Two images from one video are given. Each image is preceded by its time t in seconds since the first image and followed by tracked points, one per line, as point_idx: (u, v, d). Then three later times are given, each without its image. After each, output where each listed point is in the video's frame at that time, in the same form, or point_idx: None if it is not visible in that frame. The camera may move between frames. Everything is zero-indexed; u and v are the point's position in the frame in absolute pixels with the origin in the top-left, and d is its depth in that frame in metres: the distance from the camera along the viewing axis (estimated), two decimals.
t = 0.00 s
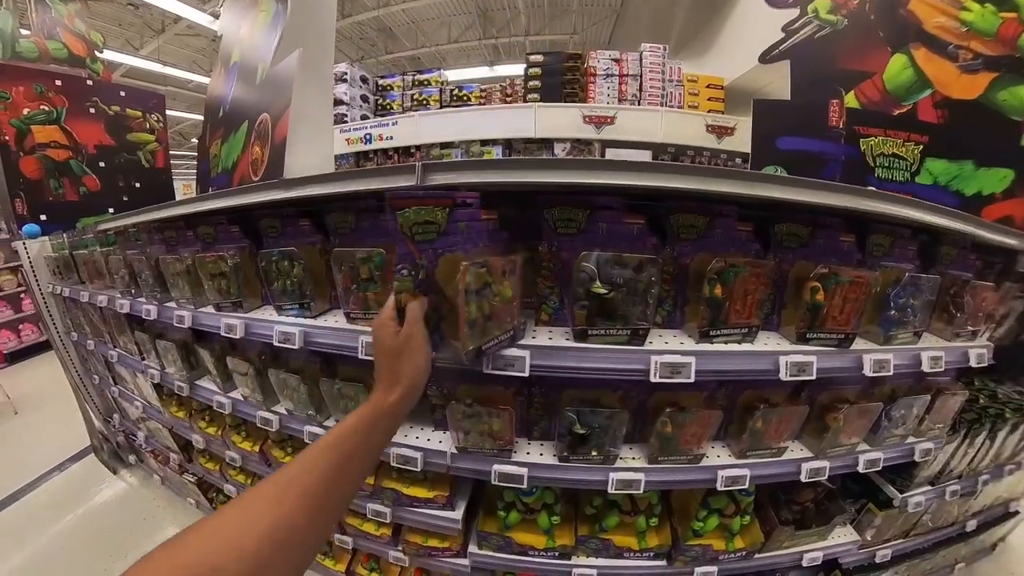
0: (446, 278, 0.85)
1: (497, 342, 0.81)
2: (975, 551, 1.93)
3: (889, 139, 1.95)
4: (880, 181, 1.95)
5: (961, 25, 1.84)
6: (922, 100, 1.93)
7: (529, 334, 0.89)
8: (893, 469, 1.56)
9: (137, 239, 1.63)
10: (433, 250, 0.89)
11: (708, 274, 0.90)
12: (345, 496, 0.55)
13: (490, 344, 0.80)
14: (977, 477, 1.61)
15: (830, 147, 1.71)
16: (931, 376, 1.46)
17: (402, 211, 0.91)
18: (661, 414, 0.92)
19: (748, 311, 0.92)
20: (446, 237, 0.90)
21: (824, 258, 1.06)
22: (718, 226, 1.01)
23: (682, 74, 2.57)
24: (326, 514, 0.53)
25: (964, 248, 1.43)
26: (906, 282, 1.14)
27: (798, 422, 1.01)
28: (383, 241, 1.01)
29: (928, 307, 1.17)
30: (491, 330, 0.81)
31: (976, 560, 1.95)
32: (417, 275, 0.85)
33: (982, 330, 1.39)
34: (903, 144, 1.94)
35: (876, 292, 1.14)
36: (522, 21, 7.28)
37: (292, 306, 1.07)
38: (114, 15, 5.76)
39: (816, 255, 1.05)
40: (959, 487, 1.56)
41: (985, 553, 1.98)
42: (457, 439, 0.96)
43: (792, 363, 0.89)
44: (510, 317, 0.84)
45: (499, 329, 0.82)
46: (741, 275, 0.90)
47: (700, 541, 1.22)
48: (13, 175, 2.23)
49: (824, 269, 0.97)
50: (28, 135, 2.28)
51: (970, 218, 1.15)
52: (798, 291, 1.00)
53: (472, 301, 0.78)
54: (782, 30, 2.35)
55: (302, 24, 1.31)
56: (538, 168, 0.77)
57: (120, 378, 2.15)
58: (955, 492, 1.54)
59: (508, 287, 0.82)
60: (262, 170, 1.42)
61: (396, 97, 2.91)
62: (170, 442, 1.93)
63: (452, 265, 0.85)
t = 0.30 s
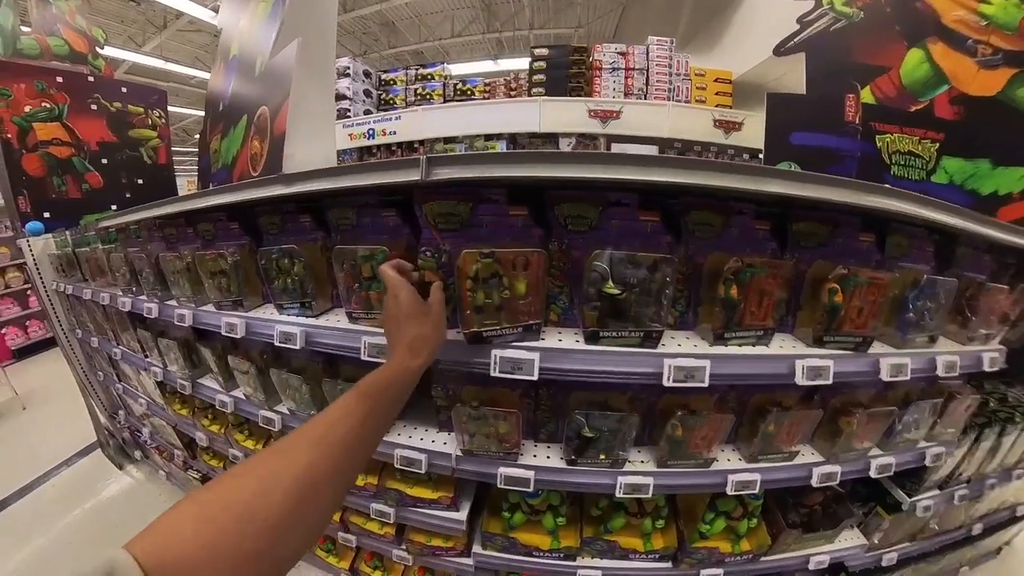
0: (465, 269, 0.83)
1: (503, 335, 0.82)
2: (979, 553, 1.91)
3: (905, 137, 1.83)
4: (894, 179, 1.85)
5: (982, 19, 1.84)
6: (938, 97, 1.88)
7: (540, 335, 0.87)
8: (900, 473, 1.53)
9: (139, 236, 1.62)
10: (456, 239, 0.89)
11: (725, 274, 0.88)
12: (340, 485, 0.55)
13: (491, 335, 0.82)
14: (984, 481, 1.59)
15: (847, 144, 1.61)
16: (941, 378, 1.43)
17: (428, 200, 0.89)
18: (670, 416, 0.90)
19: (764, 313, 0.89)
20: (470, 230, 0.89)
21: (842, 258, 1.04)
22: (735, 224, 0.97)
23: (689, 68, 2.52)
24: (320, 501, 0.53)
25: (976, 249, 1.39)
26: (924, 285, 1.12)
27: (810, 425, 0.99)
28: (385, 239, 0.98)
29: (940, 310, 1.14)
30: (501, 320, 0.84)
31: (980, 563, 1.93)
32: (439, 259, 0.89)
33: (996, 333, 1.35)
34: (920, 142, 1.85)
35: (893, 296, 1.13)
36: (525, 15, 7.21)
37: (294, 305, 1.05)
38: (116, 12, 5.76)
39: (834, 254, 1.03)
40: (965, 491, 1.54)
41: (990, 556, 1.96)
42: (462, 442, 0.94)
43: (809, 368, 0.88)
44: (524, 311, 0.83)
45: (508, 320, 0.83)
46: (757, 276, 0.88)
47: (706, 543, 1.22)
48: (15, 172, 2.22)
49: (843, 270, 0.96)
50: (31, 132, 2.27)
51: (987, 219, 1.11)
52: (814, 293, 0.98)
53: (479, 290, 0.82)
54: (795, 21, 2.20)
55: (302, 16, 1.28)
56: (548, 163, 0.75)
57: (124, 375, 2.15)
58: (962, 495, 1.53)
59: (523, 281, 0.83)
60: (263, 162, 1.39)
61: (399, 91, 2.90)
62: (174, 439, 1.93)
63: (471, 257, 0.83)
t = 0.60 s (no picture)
0: (484, 273, 0.82)
1: (517, 343, 0.80)
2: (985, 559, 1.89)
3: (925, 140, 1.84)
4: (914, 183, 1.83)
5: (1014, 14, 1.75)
6: (962, 99, 1.86)
7: (563, 347, 0.84)
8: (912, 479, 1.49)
9: (137, 237, 1.60)
10: (477, 241, 0.89)
11: (758, 285, 0.86)
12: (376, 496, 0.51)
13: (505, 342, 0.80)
14: (994, 488, 1.56)
15: (870, 146, 1.83)
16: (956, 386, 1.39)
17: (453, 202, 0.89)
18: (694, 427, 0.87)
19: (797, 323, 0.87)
20: (494, 232, 0.88)
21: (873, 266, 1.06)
22: (768, 230, 0.93)
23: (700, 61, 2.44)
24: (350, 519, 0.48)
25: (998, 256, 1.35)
26: (947, 294, 1.10)
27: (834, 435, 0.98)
28: (390, 242, 0.95)
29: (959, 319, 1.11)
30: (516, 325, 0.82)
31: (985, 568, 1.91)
32: (465, 259, 0.90)
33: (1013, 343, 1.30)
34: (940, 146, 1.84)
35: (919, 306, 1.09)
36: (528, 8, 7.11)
37: (298, 311, 1.02)
38: (117, 8, 5.72)
39: (869, 263, 1.05)
40: (975, 498, 1.51)
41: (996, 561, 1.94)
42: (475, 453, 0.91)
43: (841, 381, 0.87)
44: (545, 317, 0.82)
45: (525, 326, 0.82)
46: (793, 285, 0.85)
47: (721, 552, 1.18)
48: (15, 172, 2.17)
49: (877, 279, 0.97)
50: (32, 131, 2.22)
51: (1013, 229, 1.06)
52: (847, 303, 1.00)
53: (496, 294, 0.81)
54: (816, 18, 2.16)
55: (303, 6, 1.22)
56: (559, 165, 0.70)
57: (128, 375, 2.13)
58: (971, 503, 1.50)
59: (544, 287, 0.80)
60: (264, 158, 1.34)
61: (403, 85, 2.84)
62: (178, 441, 1.91)
63: (490, 261, 0.81)
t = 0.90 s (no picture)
0: (521, 268, 0.77)
1: (555, 347, 0.76)
2: (1002, 564, 1.83)
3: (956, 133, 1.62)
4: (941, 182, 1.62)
5: None
6: (999, 92, 1.72)
7: (602, 353, 0.80)
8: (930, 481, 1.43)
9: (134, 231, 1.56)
10: (510, 232, 0.84)
11: (812, 283, 0.86)
12: None
13: (538, 343, 0.76)
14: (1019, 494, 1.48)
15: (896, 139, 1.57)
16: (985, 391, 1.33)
17: (481, 187, 0.84)
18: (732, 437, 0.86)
19: (843, 327, 0.87)
20: (524, 220, 0.84)
21: (909, 264, 1.06)
22: (820, 224, 0.94)
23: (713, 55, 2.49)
24: None
25: None
26: (981, 298, 1.03)
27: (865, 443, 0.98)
28: (399, 236, 0.88)
29: (995, 323, 1.06)
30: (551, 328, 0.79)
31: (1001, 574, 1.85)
32: (489, 253, 0.86)
33: None
34: (971, 141, 1.64)
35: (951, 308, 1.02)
36: None
37: (303, 310, 0.96)
38: (120, 4, 5.67)
39: (908, 264, 1.04)
40: (995, 504, 1.44)
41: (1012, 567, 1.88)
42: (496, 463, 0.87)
43: (886, 387, 0.87)
44: (587, 317, 0.78)
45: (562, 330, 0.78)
46: (846, 284, 0.86)
47: (743, 559, 1.14)
48: (14, 165, 2.15)
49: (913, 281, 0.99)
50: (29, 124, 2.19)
51: None
52: (887, 303, 0.99)
53: (532, 292, 0.77)
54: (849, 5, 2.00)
55: None
56: (591, 139, 0.65)
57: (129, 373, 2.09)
58: (992, 508, 1.43)
59: (586, 285, 0.77)
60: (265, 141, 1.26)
61: (408, 78, 2.79)
62: (181, 441, 1.87)
63: (528, 254, 0.77)
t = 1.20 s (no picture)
0: (635, 280, 0.71)
1: (660, 373, 0.70)
2: None
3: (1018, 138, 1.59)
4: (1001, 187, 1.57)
5: None
6: None
7: (704, 376, 0.77)
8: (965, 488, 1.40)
9: (129, 227, 1.48)
10: (613, 235, 0.79)
11: (909, 300, 0.93)
12: None
13: (641, 369, 0.70)
14: None
15: (955, 141, 1.56)
16: None
17: (588, 179, 0.78)
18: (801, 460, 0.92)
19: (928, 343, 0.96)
20: (626, 220, 0.80)
21: (988, 278, 1.07)
22: (912, 237, 1.02)
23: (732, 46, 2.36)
24: None
25: None
26: None
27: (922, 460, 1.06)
28: (447, 238, 0.80)
29: None
30: (655, 350, 0.73)
31: None
32: (581, 259, 0.80)
33: None
34: None
35: None
36: None
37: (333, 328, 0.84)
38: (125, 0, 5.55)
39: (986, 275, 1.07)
40: None
41: None
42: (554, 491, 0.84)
43: (962, 404, 0.92)
44: (695, 333, 0.76)
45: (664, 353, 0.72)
46: (936, 300, 0.94)
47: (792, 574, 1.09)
48: (9, 159, 2.03)
49: (993, 294, 1.00)
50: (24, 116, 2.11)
51: None
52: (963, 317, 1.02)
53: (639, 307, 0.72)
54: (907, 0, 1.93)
55: None
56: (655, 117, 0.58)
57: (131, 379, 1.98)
58: None
59: (699, 299, 0.75)
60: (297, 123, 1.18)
61: (416, 70, 2.64)
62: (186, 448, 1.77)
63: (645, 264, 0.71)
